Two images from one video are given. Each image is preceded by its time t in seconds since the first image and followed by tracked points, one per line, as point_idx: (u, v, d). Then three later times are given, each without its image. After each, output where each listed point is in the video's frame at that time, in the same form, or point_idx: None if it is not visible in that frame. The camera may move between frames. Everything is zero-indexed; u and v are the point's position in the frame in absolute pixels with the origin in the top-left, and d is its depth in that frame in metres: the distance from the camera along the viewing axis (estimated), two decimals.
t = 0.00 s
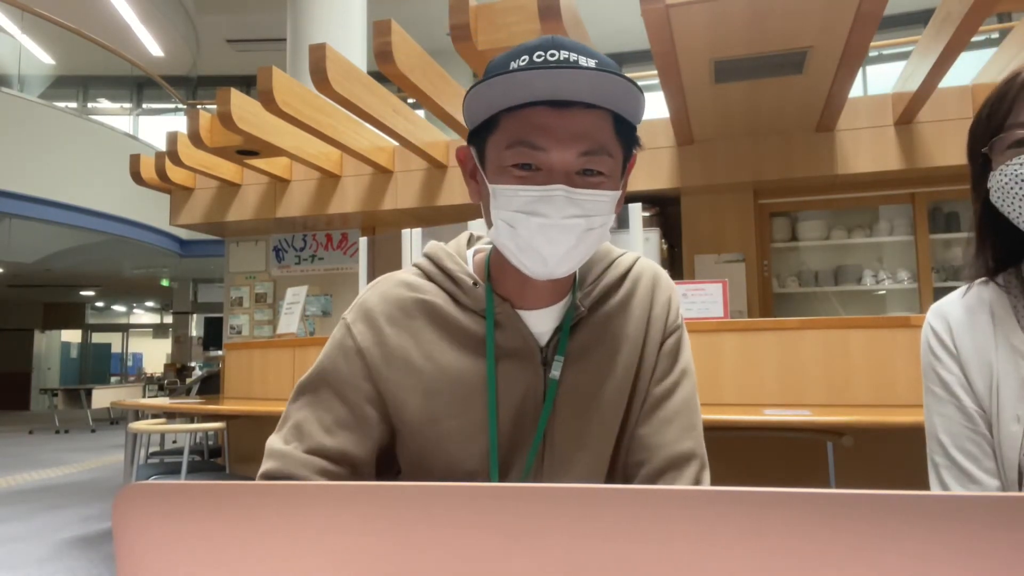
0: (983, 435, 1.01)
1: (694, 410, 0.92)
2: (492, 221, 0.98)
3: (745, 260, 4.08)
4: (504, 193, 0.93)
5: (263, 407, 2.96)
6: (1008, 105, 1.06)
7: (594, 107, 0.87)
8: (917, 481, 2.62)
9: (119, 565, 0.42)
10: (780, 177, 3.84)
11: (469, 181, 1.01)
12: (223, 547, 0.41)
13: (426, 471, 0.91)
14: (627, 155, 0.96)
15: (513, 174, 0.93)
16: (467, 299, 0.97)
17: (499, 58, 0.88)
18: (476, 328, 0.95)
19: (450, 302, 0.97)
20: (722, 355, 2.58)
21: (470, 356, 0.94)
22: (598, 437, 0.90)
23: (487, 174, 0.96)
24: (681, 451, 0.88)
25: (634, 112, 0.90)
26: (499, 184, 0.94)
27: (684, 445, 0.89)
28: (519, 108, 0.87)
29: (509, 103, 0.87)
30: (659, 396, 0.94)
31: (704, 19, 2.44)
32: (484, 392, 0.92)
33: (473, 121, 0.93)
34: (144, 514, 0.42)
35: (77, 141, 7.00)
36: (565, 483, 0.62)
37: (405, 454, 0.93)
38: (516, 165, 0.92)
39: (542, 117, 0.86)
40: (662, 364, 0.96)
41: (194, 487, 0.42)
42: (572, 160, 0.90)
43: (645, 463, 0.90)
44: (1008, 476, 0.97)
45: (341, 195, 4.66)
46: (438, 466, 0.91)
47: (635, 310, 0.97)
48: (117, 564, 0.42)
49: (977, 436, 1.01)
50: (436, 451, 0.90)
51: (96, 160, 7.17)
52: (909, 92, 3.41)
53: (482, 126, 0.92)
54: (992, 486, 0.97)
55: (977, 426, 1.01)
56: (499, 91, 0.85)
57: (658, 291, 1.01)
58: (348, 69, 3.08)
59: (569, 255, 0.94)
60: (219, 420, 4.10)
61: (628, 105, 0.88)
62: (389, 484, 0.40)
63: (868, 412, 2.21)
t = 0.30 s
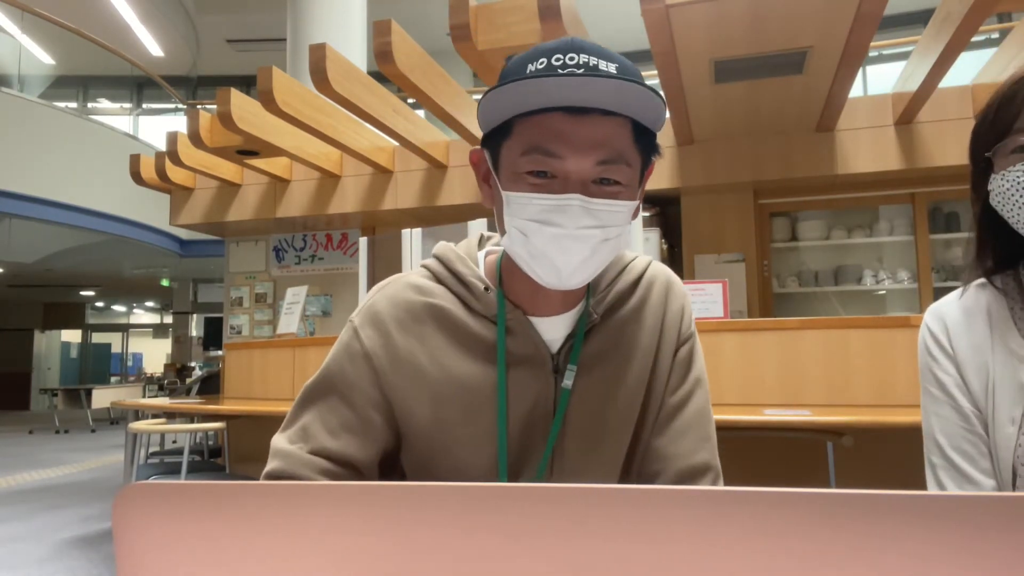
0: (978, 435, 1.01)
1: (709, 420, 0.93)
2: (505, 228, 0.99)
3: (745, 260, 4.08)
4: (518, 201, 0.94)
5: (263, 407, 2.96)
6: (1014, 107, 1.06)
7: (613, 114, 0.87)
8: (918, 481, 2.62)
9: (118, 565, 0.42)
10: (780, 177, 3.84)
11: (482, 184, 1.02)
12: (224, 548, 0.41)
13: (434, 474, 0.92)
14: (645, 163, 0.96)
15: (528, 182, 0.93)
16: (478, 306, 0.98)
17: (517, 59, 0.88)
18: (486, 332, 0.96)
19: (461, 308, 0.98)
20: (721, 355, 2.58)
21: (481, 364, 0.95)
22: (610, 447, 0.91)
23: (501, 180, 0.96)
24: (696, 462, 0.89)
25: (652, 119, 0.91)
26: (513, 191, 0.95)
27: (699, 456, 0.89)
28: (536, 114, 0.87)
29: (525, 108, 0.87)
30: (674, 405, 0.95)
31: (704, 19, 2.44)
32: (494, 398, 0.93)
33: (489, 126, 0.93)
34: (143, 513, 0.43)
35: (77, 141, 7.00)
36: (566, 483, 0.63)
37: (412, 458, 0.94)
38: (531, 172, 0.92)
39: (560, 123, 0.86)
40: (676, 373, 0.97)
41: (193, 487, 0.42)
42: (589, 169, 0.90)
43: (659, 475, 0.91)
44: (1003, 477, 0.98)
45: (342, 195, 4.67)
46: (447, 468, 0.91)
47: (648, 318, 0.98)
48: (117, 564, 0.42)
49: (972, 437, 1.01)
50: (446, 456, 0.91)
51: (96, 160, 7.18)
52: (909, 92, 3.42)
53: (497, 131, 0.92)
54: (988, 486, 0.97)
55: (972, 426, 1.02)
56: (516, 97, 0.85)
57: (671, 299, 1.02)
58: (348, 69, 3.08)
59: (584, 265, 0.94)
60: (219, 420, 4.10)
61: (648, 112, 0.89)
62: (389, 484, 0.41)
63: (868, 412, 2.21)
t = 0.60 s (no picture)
0: (977, 438, 1.02)
1: (721, 428, 0.95)
2: (515, 237, 0.99)
3: (745, 260, 4.09)
4: (527, 210, 0.94)
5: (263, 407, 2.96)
6: (1008, 110, 1.06)
7: (628, 122, 0.87)
8: (918, 481, 2.62)
9: (119, 564, 0.43)
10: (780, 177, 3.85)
11: (491, 189, 1.02)
12: (223, 548, 0.42)
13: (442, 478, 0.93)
14: (660, 172, 0.95)
15: (538, 191, 0.93)
16: (485, 313, 0.98)
17: (530, 61, 0.90)
18: (495, 340, 0.97)
19: (467, 315, 0.98)
20: (721, 355, 2.59)
21: (491, 373, 0.95)
22: (623, 456, 0.94)
23: (510, 188, 0.96)
24: (710, 472, 0.91)
25: (669, 125, 0.90)
26: (523, 200, 0.95)
27: (712, 466, 0.92)
28: (548, 120, 0.88)
29: (537, 113, 0.87)
30: (687, 413, 0.97)
31: (704, 19, 2.44)
32: (503, 406, 0.94)
33: (500, 132, 0.93)
34: (143, 514, 0.43)
35: (77, 141, 7.00)
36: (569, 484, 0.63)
37: (419, 466, 0.95)
38: (543, 181, 0.91)
39: (574, 130, 0.86)
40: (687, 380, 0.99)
41: (193, 487, 0.43)
42: (602, 179, 0.90)
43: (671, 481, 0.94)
44: (1003, 479, 0.98)
45: (342, 195, 4.67)
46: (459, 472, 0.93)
47: (659, 325, 0.99)
48: (117, 563, 0.43)
49: (971, 440, 1.02)
50: (456, 464, 0.93)
51: (96, 160, 7.18)
52: (908, 92, 3.42)
53: (509, 137, 0.92)
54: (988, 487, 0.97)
55: (971, 430, 1.02)
56: (527, 103, 0.86)
57: (681, 304, 1.03)
58: (348, 69, 3.09)
59: (595, 277, 0.95)
60: (219, 420, 4.10)
61: (664, 119, 0.89)
62: (390, 484, 0.41)
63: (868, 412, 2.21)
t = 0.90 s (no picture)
0: (976, 437, 1.02)
1: (723, 430, 0.95)
2: (514, 239, 0.99)
3: (745, 260, 4.09)
4: (527, 214, 0.94)
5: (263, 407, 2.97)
6: (1008, 108, 1.06)
7: (629, 124, 0.87)
8: (918, 481, 2.62)
9: (119, 565, 0.43)
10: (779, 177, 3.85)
11: (490, 191, 1.02)
12: (225, 547, 0.42)
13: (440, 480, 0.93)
14: (662, 174, 0.95)
15: (538, 195, 0.94)
16: (486, 315, 0.98)
17: (530, 61, 0.90)
18: (496, 344, 0.97)
19: (467, 317, 0.98)
20: (721, 355, 2.59)
21: (492, 377, 0.95)
22: (625, 457, 0.94)
23: (510, 191, 0.96)
24: (713, 474, 0.91)
25: (671, 128, 0.91)
26: (523, 204, 0.95)
27: (715, 468, 0.92)
28: (547, 122, 0.88)
29: (537, 116, 0.87)
30: (689, 414, 0.97)
31: (705, 19, 2.44)
32: (504, 408, 0.94)
33: (498, 135, 0.93)
34: (143, 515, 0.43)
35: (77, 141, 7.01)
36: (572, 483, 0.63)
37: (421, 470, 0.95)
38: (543, 184, 0.92)
39: (574, 133, 0.86)
40: (689, 382, 0.99)
41: (192, 488, 0.43)
42: (603, 182, 0.90)
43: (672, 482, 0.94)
44: (1001, 478, 0.98)
45: (341, 195, 4.67)
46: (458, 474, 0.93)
47: (661, 327, 0.99)
48: (117, 565, 0.43)
49: (970, 439, 1.02)
50: (458, 468, 0.93)
51: (96, 160, 7.19)
52: (908, 92, 3.42)
53: (509, 140, 0.92)
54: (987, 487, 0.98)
55: (970, 428, 1.02)
56: (526, 105, 0.86)
57: (683, 305, 1.03)
58: (348, 69, 3.09)
59: (595, 281, 0.95)
60: (218, 420, 4.10)
61: (666, 121, 0.89)
62: (392, 485, 0.41)
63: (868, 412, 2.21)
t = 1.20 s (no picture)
0: (980, 434, 1.02)
1: (721, 430, 0.95)
2: (512, 237, 0.99)
3: (745, 260, 4.09)
4: (524, 212, 0.94)
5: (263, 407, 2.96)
6: (1010, 106, 1.06)
7: (624, 122, 0.87)
8: (919, 481, 2.62)
9: (119, 565, 0.43)
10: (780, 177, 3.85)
11: (488, 190, 1.02)
12: (227, 544, 0.42)
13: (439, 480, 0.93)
14: (658, 173, 0.95)
15: (534, 193, 0.94)
16: (484, 315, 0.98)
17: (525, 60, 0.90)
18: (494, 344, 0.97)
19: (464, 317, 0.98)
20: (721, 355, 2.59)
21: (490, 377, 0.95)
22: (623, 456, 0.94)
23: (506, 189, 0.96)
24: (711, 473, 0.91)
25: (667, 127, 0.91)
26: (519, 202, 0.95)
27: (713, 467, 0.92)
28: (543, 121, 0.88)
29: (533, 115, 0.87)
30: (687, 414, 0.97)
31: (705, 19, 2.44)
32: (502, 408, 0.94)
33: (495, 134, 0.93)
34: (144, 514, 0.43)
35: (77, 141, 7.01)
36: (571, 484, 0.63)
37: (421, 471, 0.95)
38: (539, 182, 0.92)
39: (570, 132, 0.87)
40: (686, 381, 0.99)
41: (193, 487, 0.43)
42: (599, 181, 0.90)
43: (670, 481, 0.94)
44: (1006, 475, 0.98)
45: (341, 195, 4.67)
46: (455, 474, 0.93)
47: (658, 327, 0.99)
48: (118, 565, 0.43)
49: (974, 436, 1.02)
50: (457, 468, 0.93)
51: (96, 160, 7.19)
52: (908, 92, 3.42)
53: (505, 140, 0.92)
54: (993, 485, 0.97)
55: (973, 426, 1.02)
56: (522, 105, 0.86)
57: (681, 305, 1.03)
58: (348, 69, 3.09)
59: (592, 279, 0.95)
60: (218, 420, 4.10)
61: (661, 119, 0.89)
62: (392, 485, 0.41)
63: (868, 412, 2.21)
